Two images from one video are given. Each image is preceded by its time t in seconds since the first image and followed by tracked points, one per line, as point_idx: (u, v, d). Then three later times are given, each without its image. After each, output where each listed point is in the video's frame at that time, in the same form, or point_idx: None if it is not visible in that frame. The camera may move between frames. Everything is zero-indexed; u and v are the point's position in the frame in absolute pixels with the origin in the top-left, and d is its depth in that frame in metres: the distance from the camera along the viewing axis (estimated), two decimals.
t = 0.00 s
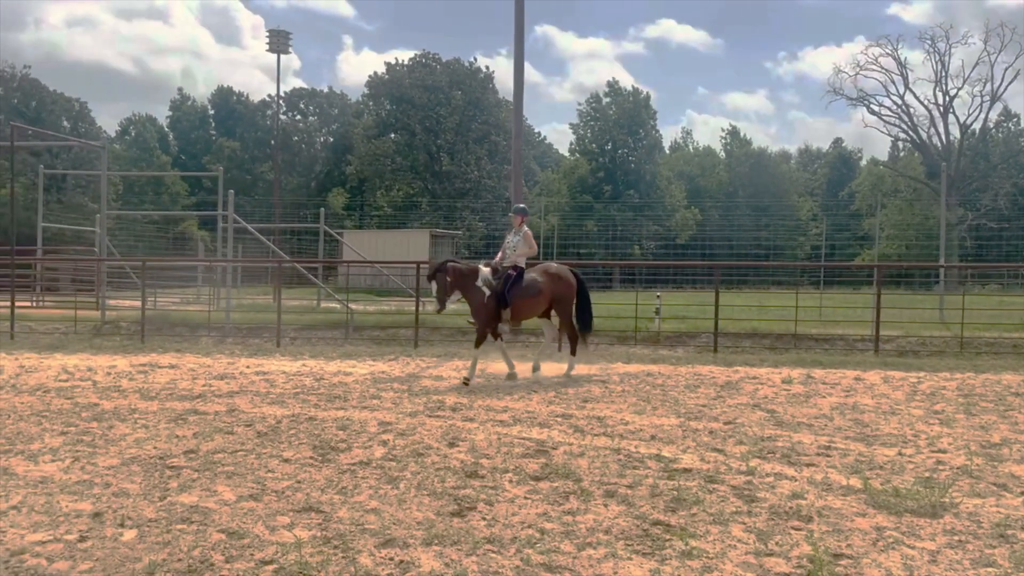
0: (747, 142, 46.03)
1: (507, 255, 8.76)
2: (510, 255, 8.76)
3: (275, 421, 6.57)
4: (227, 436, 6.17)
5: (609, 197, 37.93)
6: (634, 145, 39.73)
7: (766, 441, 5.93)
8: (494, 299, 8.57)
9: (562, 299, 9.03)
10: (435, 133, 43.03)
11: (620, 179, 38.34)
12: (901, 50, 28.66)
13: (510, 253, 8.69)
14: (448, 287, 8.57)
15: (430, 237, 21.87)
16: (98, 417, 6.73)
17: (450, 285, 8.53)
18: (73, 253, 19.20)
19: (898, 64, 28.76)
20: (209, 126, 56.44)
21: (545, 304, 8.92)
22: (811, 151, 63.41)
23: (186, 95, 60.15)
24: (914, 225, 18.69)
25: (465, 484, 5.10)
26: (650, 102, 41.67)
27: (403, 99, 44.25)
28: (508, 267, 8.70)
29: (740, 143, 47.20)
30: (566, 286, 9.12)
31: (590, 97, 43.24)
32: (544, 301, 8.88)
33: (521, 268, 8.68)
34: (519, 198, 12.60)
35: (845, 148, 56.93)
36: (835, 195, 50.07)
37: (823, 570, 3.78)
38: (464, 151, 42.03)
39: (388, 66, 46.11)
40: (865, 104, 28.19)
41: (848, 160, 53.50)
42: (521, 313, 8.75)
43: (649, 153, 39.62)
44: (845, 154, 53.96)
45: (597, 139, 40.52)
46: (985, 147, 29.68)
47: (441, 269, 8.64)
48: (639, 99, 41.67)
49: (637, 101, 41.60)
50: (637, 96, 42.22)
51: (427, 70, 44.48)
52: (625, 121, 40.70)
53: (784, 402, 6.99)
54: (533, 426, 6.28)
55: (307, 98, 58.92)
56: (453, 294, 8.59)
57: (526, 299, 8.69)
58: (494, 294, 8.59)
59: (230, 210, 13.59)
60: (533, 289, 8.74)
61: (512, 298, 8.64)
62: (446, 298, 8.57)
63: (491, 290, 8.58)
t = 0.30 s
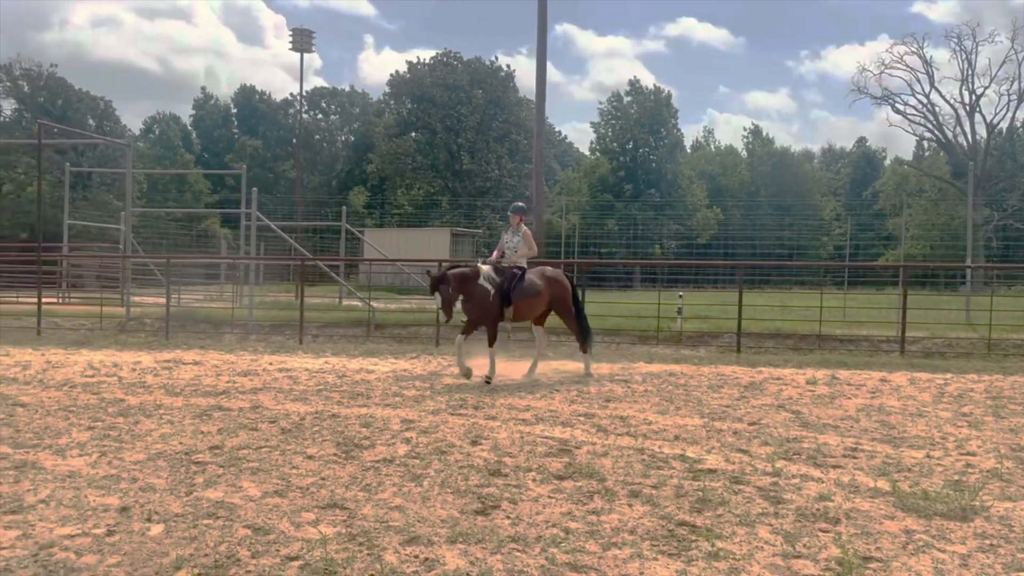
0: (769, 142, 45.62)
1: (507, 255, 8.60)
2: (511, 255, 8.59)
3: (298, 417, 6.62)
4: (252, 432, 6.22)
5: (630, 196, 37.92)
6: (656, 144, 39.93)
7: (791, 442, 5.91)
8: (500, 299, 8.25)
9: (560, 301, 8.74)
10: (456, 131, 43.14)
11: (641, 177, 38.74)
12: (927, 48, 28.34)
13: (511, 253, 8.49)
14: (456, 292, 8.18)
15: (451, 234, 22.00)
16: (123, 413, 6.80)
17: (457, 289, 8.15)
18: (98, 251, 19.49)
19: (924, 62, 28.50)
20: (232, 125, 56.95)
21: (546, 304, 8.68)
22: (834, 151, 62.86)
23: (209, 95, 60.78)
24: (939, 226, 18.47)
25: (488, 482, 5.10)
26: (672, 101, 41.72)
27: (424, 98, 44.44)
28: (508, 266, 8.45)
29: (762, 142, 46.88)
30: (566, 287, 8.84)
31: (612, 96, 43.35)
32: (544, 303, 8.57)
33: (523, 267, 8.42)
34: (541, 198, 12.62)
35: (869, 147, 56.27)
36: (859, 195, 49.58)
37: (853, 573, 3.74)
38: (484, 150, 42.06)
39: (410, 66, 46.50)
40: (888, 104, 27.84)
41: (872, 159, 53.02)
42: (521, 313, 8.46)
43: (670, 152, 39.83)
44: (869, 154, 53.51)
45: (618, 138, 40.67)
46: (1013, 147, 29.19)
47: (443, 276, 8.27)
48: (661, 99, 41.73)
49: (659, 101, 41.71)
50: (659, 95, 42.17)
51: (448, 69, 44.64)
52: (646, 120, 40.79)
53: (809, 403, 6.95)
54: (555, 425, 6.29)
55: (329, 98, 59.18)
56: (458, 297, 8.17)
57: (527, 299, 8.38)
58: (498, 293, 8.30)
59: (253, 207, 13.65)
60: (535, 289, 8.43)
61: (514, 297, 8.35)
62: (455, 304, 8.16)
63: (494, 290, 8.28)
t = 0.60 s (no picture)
0: (788, 139, 45.22)
1: (500, 253, 8.27)
2: (503, 254, 8.27)
3: (315, 414, 6.65)
4: (269, 429, 6.27)
5: (646, 193, 37.81)
6: (673, 142, 39.85)
7: (809, 443, 5.86)
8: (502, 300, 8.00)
9: (546, 300, 8.75)
10: (472, 129, 43.16)
11: (658, 176, 38.64)
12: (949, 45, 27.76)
13: (505, 250, 8.19)
14: (462, 289, 7.74)
15: (466, 233, 21.93)
16: (141, 409, 6.87)
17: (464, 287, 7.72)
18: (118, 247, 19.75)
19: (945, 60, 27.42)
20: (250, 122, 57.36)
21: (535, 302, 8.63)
22: (853, 149, 62.25)
23: (227, 93, 61.26)
24: (959, 224, 18.22)
25: (504, 481, 5.10)
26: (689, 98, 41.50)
27: (440, 96, 44.56)
28: (505, 265, 8.18)
29: (780, 140, 46.51)
30: (549, 286, 8.88)
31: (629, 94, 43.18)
32: (534, 302, 8.54)
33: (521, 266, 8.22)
34: (557, 196, 12.62)
35: (890, 145, 55.59)
36: (879, 193, 49.04)
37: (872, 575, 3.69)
38: (501, 147, 42.03)
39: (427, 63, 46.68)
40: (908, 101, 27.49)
41: (892, 157, 52.42)
42: (517, 313, 8.31)
43: (688, 150, 39.70)
44: (889, 151, 52.92)
45: (635, 135, 40.57)
46: None
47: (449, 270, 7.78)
48: (678, 96, 41.52)
49: (675, 98, 41.54)
50: (676, 93, 41.98)
51: (465, 67, 44.72)
52: (663, 118, 40.63)
53: (828, 403, 6.90)
54: (571, 424, 6.28)
55: (346, 95, 59.34)
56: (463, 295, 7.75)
57: (522, 297, 8.30)
58: (499, 293, 8.05)
59: (270, 204, 13.67)
60: (528, 288, 8.36)
61: (512, 297, 8.17)
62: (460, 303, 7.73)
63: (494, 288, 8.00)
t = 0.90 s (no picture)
0: (803, 137, 44.83)
1: (495, 252, 8.09)
2: (497, 254, 8.12)
3: (328, 412, 6.69)
4: (283, 426, 6.31)
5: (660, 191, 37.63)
6: (687, 140, 39.61)
7: (824, 443, 5.82)
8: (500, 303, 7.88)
9: (537, 302, 8.69)
10: (485, 126, 43.15)
11: (673, 174, 38.41)
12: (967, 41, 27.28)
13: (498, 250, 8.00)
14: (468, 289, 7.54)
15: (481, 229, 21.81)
16: (156, 406, 6.94)
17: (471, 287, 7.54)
18: (135, 245, 19.94)
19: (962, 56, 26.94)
20: (265, 120, 57.70)
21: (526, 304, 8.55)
22: (870, 146, 61.63)
23: (242, 91, 61.66)
24: (977, 222, 18.00)
25: (516, 479, 5.11)
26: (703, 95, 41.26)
27: (454, 94, 44.61)
28: (501, 264, 8.04)
29: (796, 137, 46.12)
30: (540, 289, 8.82)
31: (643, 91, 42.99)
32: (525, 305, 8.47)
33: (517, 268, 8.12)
34: (570, 194, 12.59)
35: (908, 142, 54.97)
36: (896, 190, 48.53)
37: None
38: (514, 145, 41.98)
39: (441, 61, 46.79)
40: (926, 98, 27.11)
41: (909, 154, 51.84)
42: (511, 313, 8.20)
43: (702, 147, 39.43)
44: (905, 149, 52.35)
45: (649, 133, 40.43)
46: None
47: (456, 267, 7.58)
48: (692, 93, 41.27)
49: (690, 95, 41.31)
50: (690, 90, 41.74)
51: (479, 65, 44.74)
52: (677, 115, 40.46)
53: (842, 403, 6.84)
54: (583, 423, 6.26)
55: (360, 93, 59.49)
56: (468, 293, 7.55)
57: (517, 300, 8.21)
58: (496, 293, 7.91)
59: (284, 202, 13.73)
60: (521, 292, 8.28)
61: (508, 297, 8.05)
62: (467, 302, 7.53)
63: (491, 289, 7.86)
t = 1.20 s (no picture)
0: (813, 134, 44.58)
1: (488, 245, 7.80)
2: (490, 247, 7.84)
3: (337, 409, 6.71)
4: (292, 423, 6.34)
5: (669, 188, 37.49)
6: (696, 137, 39.42)
7: (833, 441, 5.79)
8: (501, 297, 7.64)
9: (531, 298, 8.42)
10: (494, 124, 43.12)
11: (682, 171, 38.27)
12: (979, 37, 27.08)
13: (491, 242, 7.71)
14: (471, 281, 7.26)
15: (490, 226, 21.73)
16: (166, 403, 6.99)
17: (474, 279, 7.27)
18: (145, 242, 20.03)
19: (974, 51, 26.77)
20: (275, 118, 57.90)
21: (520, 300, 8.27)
22: (881, 143, 61.22)
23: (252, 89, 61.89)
24: (989, 219, 17.84)
25: (524, 477, 5.11)
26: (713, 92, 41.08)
27: (463, 91, 44.61)
28: (495, 258, 7.76)
29: (807, 135, 45.87)
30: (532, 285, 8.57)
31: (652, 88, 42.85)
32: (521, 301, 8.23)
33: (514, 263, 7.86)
34: (580, 192, 12.55)
35: (920, 138, 54.51)
36: (908, 188, 48.17)
37: None
38: (523, 143, 41.94)
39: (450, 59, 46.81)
40: (937, 94, 26.83)
41: (921, 151, 51.45)
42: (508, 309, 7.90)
43: (711, 144, 39.25)
44: (917, 146, 51.95)
45: (658, 130, 40.30)
46: None
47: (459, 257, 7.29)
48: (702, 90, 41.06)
49: (699, 92, 41.13)
50: (699, 87, 41.54)
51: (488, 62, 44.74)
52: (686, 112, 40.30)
53: (853, 401, 6.80)
54: (592, 421, 6.26)
55: (369, 91, 59.56)
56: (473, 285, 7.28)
57: (513, 296, 7.97)
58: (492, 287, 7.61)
59: (293, 200, 13.76)
60: (518, 287, 8.03)
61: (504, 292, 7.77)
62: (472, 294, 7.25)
63: (488, 282, 7.61)
